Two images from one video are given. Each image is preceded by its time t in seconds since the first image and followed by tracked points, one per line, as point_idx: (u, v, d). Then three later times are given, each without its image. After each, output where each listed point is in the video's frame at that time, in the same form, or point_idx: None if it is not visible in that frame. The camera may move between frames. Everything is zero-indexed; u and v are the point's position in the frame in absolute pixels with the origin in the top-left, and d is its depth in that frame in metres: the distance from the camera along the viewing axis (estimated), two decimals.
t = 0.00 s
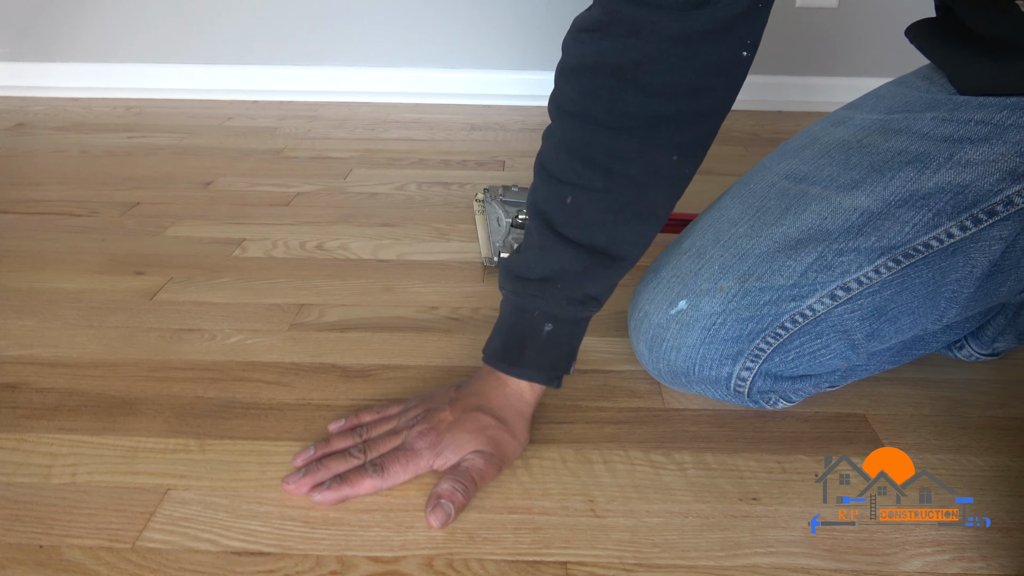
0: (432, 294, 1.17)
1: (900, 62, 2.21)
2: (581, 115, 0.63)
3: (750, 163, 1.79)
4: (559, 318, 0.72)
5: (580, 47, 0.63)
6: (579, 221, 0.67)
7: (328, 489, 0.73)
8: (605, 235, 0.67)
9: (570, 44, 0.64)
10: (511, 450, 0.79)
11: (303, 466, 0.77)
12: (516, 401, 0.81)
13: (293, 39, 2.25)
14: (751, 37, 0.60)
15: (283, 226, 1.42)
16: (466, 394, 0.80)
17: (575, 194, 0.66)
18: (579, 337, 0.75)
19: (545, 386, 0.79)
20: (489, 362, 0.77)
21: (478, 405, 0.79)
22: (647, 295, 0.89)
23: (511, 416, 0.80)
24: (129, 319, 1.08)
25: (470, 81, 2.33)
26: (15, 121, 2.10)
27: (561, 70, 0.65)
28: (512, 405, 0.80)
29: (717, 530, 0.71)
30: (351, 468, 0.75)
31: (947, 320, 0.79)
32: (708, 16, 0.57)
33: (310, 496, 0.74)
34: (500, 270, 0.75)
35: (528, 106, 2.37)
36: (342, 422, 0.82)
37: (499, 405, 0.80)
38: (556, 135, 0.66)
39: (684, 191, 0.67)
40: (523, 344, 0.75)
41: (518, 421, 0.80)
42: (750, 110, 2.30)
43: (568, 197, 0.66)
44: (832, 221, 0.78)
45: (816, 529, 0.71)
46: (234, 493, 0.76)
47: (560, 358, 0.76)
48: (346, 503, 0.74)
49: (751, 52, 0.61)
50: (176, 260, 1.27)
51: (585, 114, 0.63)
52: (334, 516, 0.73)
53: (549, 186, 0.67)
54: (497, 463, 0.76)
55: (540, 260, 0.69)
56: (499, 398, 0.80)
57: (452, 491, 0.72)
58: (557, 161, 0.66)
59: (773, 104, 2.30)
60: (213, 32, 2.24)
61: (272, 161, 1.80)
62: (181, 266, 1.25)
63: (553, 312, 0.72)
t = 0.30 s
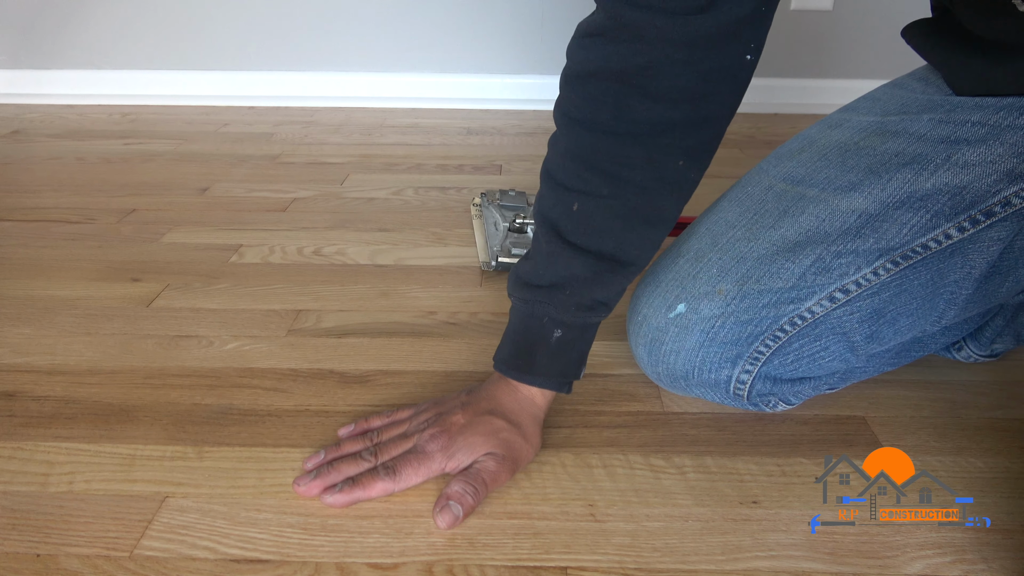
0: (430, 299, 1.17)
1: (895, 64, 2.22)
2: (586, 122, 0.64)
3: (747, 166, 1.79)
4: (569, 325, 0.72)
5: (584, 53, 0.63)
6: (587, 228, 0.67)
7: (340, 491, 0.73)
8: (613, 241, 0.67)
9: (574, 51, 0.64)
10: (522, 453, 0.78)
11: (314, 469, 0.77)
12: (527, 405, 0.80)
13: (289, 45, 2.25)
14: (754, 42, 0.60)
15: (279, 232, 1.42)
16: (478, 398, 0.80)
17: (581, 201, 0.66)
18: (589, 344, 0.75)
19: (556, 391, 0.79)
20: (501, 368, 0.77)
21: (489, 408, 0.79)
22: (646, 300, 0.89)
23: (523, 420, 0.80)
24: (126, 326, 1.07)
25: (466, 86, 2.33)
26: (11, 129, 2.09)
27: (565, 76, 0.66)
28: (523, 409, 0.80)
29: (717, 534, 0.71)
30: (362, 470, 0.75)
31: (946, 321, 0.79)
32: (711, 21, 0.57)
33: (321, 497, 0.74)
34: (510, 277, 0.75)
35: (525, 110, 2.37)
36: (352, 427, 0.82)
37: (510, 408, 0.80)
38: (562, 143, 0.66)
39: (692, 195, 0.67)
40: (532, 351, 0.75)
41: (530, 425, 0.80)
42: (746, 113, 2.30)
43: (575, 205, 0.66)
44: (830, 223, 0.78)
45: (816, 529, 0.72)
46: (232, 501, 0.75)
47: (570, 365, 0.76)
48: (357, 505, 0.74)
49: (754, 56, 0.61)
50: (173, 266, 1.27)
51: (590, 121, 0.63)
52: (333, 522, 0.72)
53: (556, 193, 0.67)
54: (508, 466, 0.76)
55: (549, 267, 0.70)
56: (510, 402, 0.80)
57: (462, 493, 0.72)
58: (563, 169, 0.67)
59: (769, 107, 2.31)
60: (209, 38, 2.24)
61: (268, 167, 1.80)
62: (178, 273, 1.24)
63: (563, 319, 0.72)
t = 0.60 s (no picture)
0: (426, 301, 1.17)
1: (890, 65, 2.23)
2: (580, 123, 0.63)
3: (743, 168, 1.79)
4: (566, 330, 0.72)
5: (578, 53, 0.62)
6: (582, 231, 0.67)
7: (337, 496, 0.73)
8: (609, 243, 0.67)
9: (567, 50, 0.64)
10: (520, 457, 0.78)
11: (311, 472, 0.77)
12: (525, 408, 0.80)
13: (285, 47, 2.25)
14: (749, 40, 0.61)
15: (276, 235, 1.42)
16: (475, 401, 0.80)
17: (577, 204, 0.66)
18: (586, 348, 0.75)
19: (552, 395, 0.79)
20: (500, 375, 0.76)
21: (487, 412, 0.79)
22: (641, 302, 0.89)
23: (521, 423, 0.79)
24: (122, 330, 1.07)
25: (463, 88, 2.33)
26: (6, 132, 2.09)
27: (558, 77, 0.65)
28: (520, 412, 0.80)
29: (715, 535, 0.71)
30: (358, 474, 0.75)
31: (941, 322, 0.79)
32: (710, 15, 0.58)
33: (318, 501, 0.74)
34: (504, 283, 0.75)
35: (522, 111, 2.38)
36: (349, 430, 0.82)
37: (508, 412, 0.79)
38: (555, 145, 0.66)
39: (686, 194, 0.67)
40: (526, 357, 0.74)
41: (528, 429, 0.80)
42: (742, 114, 2.31)
43: (570, 208, 0.66)
44: (825, 225, 0.78)
45: (816, 529, 0.72)
46: (229, 505, 0.75)
47: (567, 369, 0.75)
48: (355, 509, 0.74)
49: (748, 54, 0.61)
50: (169, 270, 1.27)
51: (585, 121, 0.63)
52: (330, 526, 0.72)
53: (550, 197, 0.67)
54: (506, 470, 0.76)
55: (545, 272, 0.69)
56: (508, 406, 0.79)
57: (459, 497, 0.72)
58: (557, 171, 0.66)
59: (765, 108, 2.31)
60: (204, 42, 2.24)
61: (265, 170, 1.80)
62: (174, 276, 1.24)
63: (558, 324, 0.71)
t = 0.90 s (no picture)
0: (425, 306, 1.16)
1: (885, 64, 2.23)
2: (575, 121, 0.63)
3: (741, 168, 1.79)
4: (563, 329, 0.72)
5: (574, 51, 0.62)
6: (579, 230, 0.66)
7: (338, 505, 0.72)
8: (605, 243, 0.67)
9: (563, 47, 0.64)
10: (521, 460, 0.78)
11: (311, 481, 0.77)
12: (524, 411, 0.80)
13: (281, 50, 2.25)
14: (745, 38, 0.60)
15: (274, 240, 1.41)
16: (474, 406, 0.80)
17: (572, 204, 0.66)
18: (583, 347, 0.75)
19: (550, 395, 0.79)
20: (499, 377, 0.76)
21: (486, 416, 0.78)
22: (641, 306, 0.89)
23: (520, 427, 0.79)
24: (121, 337, 1.07)
25: (460, 90, 2.33)
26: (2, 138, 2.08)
27: (553, 75, 0.65)
28: (519, 415, 0.80)
29: (717, 540, 0.71)
30: (359, 482, 0.75)
31: (941, 323, 0.79)
32: (707, 14, 0.57)
33: (319, 511, 0.74)
34: (501, 283, 0.75)
35: (518, 114, 2.38)
36: (348, 437, 0.82)
37: (507, 415, 0.79)
38: (551, 144, 0.66)
39: (682, 193, 0.67)
40: (525, 356, 0.74)
41: (527, 431, 0.80)
42: (739, 114, 2.31)
43: (566, 208, 0.66)
44: (824, 227, 0.78)
45: (816, 529, 0.72)
46: (229, 514, 0.75)
47: (565, 369, 0.75)
48: (357, 518, 0.74)
49: (744, 52, 0.61)
50: (167, 276, 1.26)
51: (580, 120, 0.63)
52: (331, 534, 0.72)
53: (547, 196, 0.67)
54: (507, 475, 0.76)
55: (542, 272, 0.69)
56: (507, 409, 0.79)
57: (461, 503, 0.71)
58: (553, 170, 0.66)
59: (762, 108, 2.31)
60: (201, 46, 2.24)
61: (262, 175, 1.80)
62: (173, 283, 1.24)
63: (556, 323, 0.72)
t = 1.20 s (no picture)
0: (424, 309, 1.16)
1: (883, 63, 2.23)
2: (574, 126, 0.63)
3: (739, 168, 1.79)
4: (564, 335, 0.72)
5: (573, 54, 0.62)
6: (579, 235, 0.66)
7: (339, 510, 0.72)
8: (606, 248, 0.66)
9: (561, 52, 0.64)
10: (521, 465, 0.78)
11: (312, 486, 0.77)
12: (525, 416, 0.80)
13: (279, 53, 2.25)
14: (743, 40, 0.61)
15: (273, 244, 1.41)
16: (474, 411, 0.80)
17: (573, 209, 0.65)
18: (584, 351, 0.75)
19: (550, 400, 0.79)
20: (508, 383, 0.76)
21: (486, 421, 0.78)
22: (640, 307, 0.89)
23: (521, 431, 0.79)
24: (120, 343, 1.07)
25: (458, 92, 2.33)
26: None
27: (552, 80, 0.65)
28: (520, 420, 0.80)
29: (717, 542, 0.71)
30: (359, 487, 0.75)
31: (940, 323, 0.79)
32: (705, 17, 0.57)
33: (320, 516, 0.73)
34: (501, 291, 0.74)
35: (516, 115, 2.38)
36: (349, 441, 0.82)
37: (507, 420, 0.79)
38: (550, 149, 0.66)
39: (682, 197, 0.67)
40: (526, 362, 0.74)
41: (528, 436, 0.79)
42: (737, 114, 2.31)
43: (566, 213, 0.66)
44: (822, 228, 0.78)
45: (816, 529, 0.72)
46: (230, 519, 0.75)
47: (567, 374, 0.75)
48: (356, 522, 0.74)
49: (743, 55, 0.61)
50: (166, 281, 1.26)
51: (579, 125, 0.63)
52: (332, 539, 0.72)
53: (546, 202, 0.67)
54: (508, 479, 0.76)
55: (542, 278, 0.69)
56: (507, 413, 0.79)
57: (466, 509, 0.71)
58: (552, 175, 0.66)
59: (760, 108, 2.31)
60: (198, 49, 2.24)
61: (260, 178, 1.80)
62: (172, 287, 1.24)
63: (557, 328, 0.71)
